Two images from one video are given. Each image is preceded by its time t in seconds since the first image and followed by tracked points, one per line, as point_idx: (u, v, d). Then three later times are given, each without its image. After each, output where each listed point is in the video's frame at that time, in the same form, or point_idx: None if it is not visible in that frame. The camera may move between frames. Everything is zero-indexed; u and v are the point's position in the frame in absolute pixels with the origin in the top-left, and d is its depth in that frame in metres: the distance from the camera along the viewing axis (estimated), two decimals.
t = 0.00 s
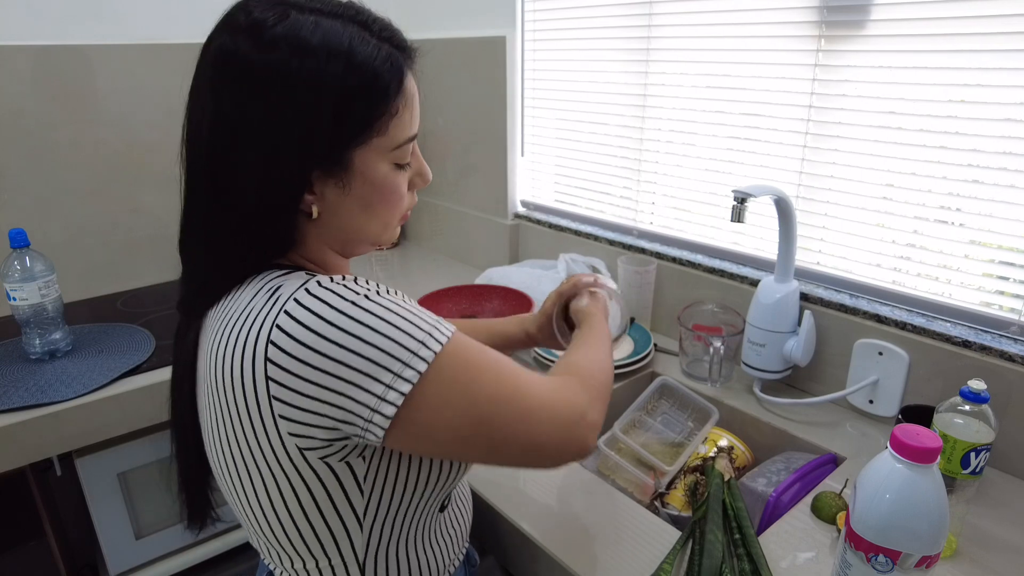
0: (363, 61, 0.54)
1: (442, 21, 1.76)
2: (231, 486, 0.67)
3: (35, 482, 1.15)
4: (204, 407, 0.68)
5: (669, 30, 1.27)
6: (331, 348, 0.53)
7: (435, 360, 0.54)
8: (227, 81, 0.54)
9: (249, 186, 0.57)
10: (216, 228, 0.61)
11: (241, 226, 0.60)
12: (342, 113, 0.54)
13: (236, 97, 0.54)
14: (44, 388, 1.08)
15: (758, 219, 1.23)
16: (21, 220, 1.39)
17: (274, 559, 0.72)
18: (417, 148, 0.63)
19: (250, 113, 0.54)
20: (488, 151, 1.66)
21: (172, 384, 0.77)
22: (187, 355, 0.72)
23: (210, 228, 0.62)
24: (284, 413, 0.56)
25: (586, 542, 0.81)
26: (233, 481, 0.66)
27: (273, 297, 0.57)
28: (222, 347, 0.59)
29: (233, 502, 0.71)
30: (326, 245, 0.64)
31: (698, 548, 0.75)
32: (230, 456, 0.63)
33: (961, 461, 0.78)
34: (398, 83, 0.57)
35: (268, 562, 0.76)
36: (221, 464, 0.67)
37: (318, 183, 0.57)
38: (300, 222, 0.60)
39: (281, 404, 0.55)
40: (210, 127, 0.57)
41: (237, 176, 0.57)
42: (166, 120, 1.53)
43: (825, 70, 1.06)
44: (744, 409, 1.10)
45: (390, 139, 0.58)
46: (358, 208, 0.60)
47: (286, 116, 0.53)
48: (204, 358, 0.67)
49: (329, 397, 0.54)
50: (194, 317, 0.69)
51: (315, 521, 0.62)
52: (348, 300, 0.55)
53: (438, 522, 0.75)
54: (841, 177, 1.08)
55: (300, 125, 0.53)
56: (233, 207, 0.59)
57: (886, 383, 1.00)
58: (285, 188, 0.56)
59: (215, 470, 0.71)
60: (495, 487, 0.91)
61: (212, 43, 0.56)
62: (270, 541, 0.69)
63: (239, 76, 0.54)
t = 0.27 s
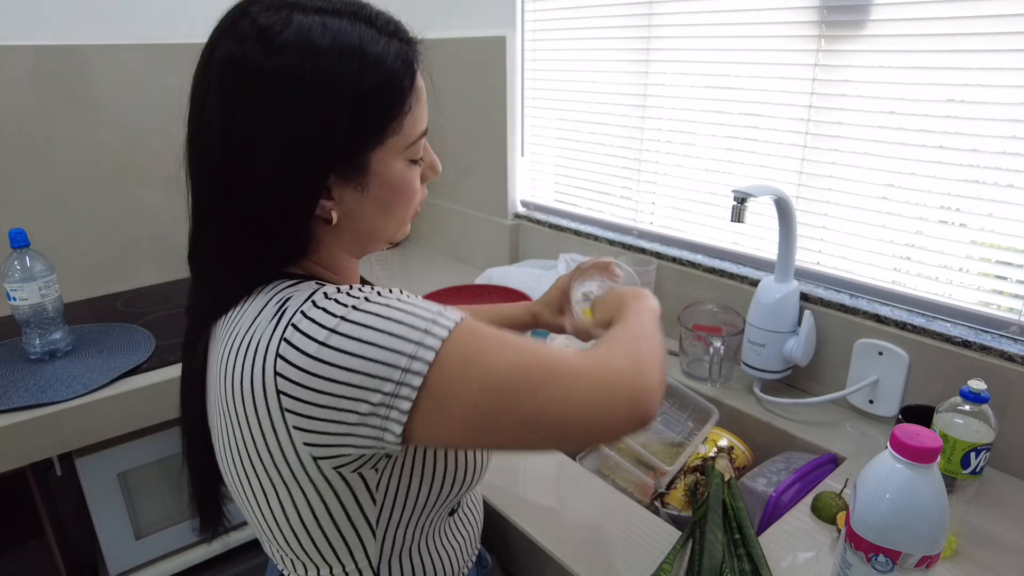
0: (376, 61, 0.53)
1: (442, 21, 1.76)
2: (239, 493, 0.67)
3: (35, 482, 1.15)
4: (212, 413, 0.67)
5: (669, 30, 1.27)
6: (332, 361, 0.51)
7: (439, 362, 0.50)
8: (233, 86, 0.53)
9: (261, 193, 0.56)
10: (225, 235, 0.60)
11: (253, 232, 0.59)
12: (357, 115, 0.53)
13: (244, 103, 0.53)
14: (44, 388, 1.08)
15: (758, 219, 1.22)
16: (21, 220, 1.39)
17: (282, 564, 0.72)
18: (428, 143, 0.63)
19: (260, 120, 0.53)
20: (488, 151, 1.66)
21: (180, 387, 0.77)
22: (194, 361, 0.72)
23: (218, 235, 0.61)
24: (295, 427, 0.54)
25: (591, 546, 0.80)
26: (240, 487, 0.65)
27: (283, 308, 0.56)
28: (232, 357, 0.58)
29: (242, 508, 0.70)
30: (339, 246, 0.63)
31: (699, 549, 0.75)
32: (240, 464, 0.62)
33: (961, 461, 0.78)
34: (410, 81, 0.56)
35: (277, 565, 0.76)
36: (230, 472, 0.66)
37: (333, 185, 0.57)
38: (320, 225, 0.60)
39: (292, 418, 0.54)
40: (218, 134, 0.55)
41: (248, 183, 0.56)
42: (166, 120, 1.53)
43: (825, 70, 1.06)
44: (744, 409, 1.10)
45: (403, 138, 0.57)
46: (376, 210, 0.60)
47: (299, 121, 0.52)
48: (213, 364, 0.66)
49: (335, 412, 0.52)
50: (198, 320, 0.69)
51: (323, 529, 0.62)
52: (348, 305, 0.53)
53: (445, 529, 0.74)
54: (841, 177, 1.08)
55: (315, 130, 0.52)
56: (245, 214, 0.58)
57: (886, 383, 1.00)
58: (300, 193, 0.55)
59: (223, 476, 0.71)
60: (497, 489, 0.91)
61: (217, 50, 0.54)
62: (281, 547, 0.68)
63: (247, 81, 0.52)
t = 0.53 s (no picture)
0: (395, 73, 0.52)
1: (442, 21, 1.76)
2: (247, 496, 0.67)
3: (35, 482, 1.15)
4: (220, 416, 0.67)
5: (669, 30, 1.27)
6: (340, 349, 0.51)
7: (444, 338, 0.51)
8: (245, 95, 0.52)
9: (272, 204, 0.55)
10: (229, 246, 0.59)
11: (262, 243, 0.57)
12: (374, 127, 0.53)
13: (257, 113, 0.52)
14: (44, 388, 1.08)
15: (758, 219, 1.23)
16: (21, 220, 1.39)
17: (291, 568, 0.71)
18: (440, 155, 0.63)
19: (273, 130, 0.52)
20: (488, 151, 1.66)
21: (184, 389, 0.77)
22: (200, 364, 0.72)
23: (222, 246, 0.59)
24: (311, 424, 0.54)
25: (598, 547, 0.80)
26: (248, 491, 0.65)
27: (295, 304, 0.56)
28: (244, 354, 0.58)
29: (251, 510, 0.69)
30: (350, 254, 0.64)
31: (698, 549, 0.75)
32: (251, 465, 0.61)
33: (961, 461, 0.78)
34: (427, 94, 0.55)
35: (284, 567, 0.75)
36: (240, 474, 0.65)
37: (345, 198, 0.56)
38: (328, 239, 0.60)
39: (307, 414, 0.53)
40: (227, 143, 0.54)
41: (257, 194, 0.55)
42: (167, 120, 1.53)
43: (825, 70, 1.06)
44: (744, 409, 1.10)
45: (417, 152, 0.57)
46: (386, 223, 0.60)
47: (315, 133, 0.51)
48: (220, 364, 0.65)
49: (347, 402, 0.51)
50: (201, 326, 0.69)
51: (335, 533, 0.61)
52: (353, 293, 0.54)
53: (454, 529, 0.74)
54: (841, 177, 1.08)
55: (332, 143, 0.52)
56: (253, 225, 0.57)
57: (886, 383, 1.00)
58: (312, 205, 0.55)
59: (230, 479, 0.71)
60: (499, 489, 0.91)
61: (227, 57, 0.53)
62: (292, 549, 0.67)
63: (260, 91, 0.51)
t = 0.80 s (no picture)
0: (408, 84, 0.52)
1: (442, 21, 1.76)
2: (248, 500, 0.67)
3: (35, 482, 1.15)
4: (223, 420, 0.67)
5: (669, 30, 1.27)
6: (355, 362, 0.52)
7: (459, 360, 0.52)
8: (257, 105, 0.52)
9: (282, 213, 0.55)
10: (237, 253, 0.58)
11: (270, 252, 0.57)
12: (386, 138, 0.53)
13: (269, 122, 0.52)
14: (44, 388, 1.08)
15: (758, 219, 1.23)
16: (21, 220, 1.39)
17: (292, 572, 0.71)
18: (452, 160, 0.62)
19: (285, 139, 0.52)
20: (488, 151, 1.66)
21: (187, 392, 0.77)
22: (202, 367, 0.72)
23: (230, 253, 0.59)
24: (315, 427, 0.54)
25: (600, 548, 0.80)
26: (250, 495, 0.65)
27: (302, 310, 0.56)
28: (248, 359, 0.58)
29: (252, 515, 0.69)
30: (360, 258, 0.64)
31: (698, 549, 0.75)
32: (252, 469, 0.62)
33: (961, 461, 0.78)
34: (439, 105, 0.55)
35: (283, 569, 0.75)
36: (242, 479, 0.65)
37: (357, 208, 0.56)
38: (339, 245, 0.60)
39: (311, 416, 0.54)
40: (237, 152, 0.53)
41: (267, 202, 0.55)
42: (167, 120, 1.53)
43: (825, 70, 1.06)
44: (744, 409, 1.10)
45: (428, 162, 0.57)
46: (395, 230, 0.60)
47: (327, 143, 0.51)
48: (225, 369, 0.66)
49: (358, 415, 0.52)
50: (203, 328, 0.69)
51: (334, 538, 0.61)
52: (370, 306, 0.55)
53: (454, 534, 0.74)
54: (842, 178, 1.08)
55: (344, 153, 0.52)
56: (262, 233, 0.56)
57: (886, 383, 1.00)
58: (323, 215, 0.54)
59: (232, 482, 0.71)
60: (499, 489, 0.91)
61: (239, 65, 0.53)
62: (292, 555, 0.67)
63: (272, 101, 0.51)
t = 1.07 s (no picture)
0: (406, 89, 0.53)
1: (442, 21, 1.76)
2: (247, 502, 0.67)
3: (36, 482, 1.15)
4: (222, 422, 0.67)
5: (669, 30, 1.27)
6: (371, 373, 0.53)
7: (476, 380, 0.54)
8: (254, 108, 0.51)
9: (279, 216, 0.54)
10: (234, 254, 0.58)
11: (267, 254, 0.57)
12: (384, 142, 0.53)
13: (265, 126, 0.52)
14: (44, 388, 1.08)
15: (758, 219, 1.23)
16: (21, 220, 1.39)
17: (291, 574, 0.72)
18: (450, 163, 0.63)
19: (281, 143, 0.52)
20: (488, 151, 1.65)
21: (186, 394, 0.77)
22: (201, 369, 0.72)
23: (226, 255, 0.59)
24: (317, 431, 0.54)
25: (599, 548, 0.80)
26: (249, 497, 0.65)
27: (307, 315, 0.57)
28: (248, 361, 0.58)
29: (252, 516, 0.69)
30: (359, 259, 0.64)
31: (698, 549, 0.75)
32: (251, 471, 0.61)
33: (961, 461, 0.78)
34: (435, 109, 0.56)
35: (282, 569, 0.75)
36: (240, 481, 0.65)
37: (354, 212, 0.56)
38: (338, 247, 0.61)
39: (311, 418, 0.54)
40: (234, 155, 0.53)
41: (264, 205, 0.55)
42: (167, 121, 1.53)
43: (825, 70, 1.06)
44: (744, 409, 1.10)
45: (425, 164, 0.58)
46: (393, 232, 0.60)
47: (324, 148, 0.51)
48: (224, 370, 0.65)
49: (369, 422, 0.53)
50: (202, 329, 0.69)
51: (333, 541, 0.61)
52: (389, 320, 0.55)
53: (451, 535, 0.74)
54: (841, 178, 1.08)
55: (341, 157, 0.52)
56: (258, 236, 0.56)
57: (886, 383, 1.00)
58: (320, 219, 0.55)
59: (231, 483, 0.71)
60: (499, 489, 0.91)
61: (235, 69, 0.53)
62: (290, 556, 0.67)
63: (269, 105, 0.51)
